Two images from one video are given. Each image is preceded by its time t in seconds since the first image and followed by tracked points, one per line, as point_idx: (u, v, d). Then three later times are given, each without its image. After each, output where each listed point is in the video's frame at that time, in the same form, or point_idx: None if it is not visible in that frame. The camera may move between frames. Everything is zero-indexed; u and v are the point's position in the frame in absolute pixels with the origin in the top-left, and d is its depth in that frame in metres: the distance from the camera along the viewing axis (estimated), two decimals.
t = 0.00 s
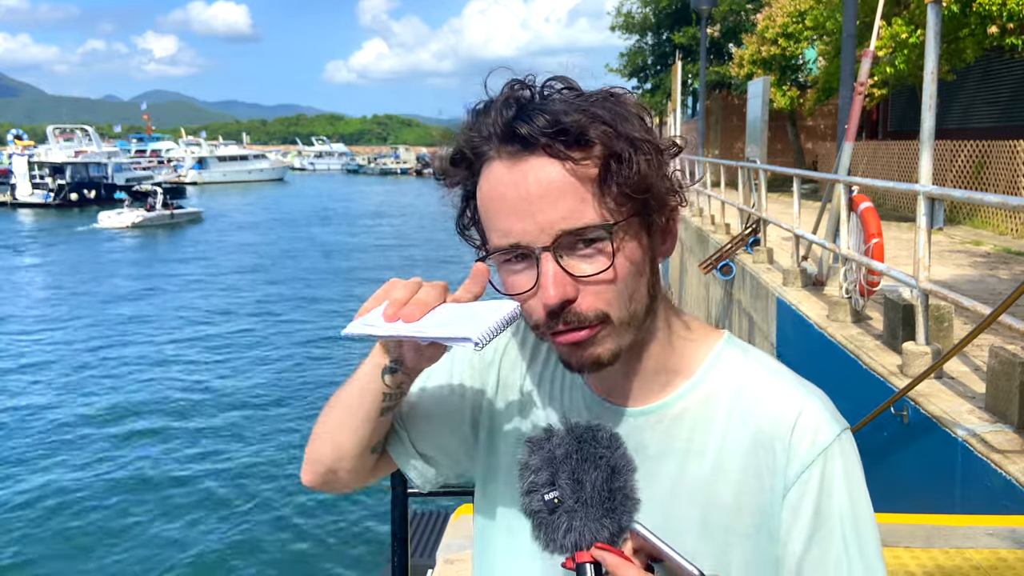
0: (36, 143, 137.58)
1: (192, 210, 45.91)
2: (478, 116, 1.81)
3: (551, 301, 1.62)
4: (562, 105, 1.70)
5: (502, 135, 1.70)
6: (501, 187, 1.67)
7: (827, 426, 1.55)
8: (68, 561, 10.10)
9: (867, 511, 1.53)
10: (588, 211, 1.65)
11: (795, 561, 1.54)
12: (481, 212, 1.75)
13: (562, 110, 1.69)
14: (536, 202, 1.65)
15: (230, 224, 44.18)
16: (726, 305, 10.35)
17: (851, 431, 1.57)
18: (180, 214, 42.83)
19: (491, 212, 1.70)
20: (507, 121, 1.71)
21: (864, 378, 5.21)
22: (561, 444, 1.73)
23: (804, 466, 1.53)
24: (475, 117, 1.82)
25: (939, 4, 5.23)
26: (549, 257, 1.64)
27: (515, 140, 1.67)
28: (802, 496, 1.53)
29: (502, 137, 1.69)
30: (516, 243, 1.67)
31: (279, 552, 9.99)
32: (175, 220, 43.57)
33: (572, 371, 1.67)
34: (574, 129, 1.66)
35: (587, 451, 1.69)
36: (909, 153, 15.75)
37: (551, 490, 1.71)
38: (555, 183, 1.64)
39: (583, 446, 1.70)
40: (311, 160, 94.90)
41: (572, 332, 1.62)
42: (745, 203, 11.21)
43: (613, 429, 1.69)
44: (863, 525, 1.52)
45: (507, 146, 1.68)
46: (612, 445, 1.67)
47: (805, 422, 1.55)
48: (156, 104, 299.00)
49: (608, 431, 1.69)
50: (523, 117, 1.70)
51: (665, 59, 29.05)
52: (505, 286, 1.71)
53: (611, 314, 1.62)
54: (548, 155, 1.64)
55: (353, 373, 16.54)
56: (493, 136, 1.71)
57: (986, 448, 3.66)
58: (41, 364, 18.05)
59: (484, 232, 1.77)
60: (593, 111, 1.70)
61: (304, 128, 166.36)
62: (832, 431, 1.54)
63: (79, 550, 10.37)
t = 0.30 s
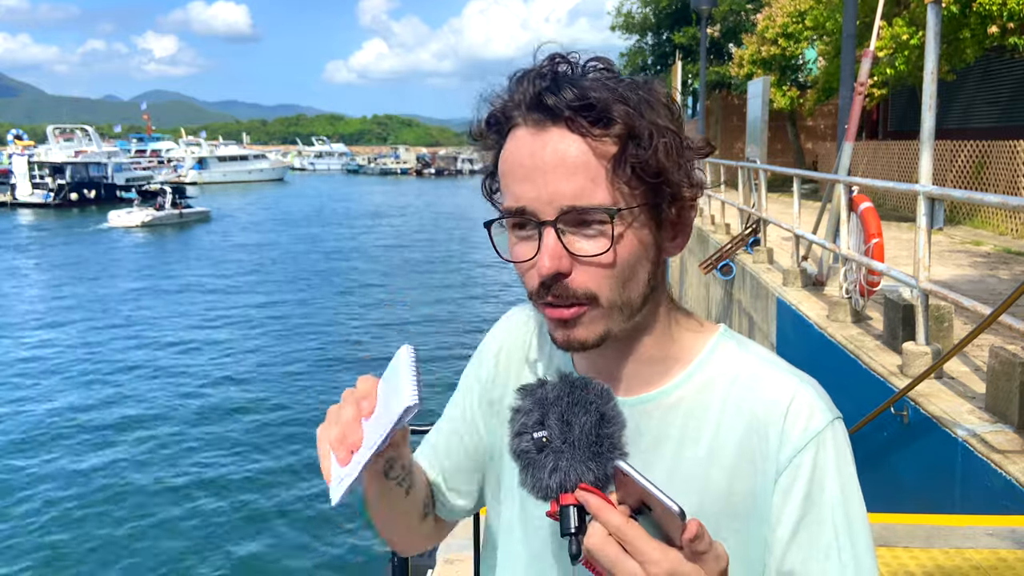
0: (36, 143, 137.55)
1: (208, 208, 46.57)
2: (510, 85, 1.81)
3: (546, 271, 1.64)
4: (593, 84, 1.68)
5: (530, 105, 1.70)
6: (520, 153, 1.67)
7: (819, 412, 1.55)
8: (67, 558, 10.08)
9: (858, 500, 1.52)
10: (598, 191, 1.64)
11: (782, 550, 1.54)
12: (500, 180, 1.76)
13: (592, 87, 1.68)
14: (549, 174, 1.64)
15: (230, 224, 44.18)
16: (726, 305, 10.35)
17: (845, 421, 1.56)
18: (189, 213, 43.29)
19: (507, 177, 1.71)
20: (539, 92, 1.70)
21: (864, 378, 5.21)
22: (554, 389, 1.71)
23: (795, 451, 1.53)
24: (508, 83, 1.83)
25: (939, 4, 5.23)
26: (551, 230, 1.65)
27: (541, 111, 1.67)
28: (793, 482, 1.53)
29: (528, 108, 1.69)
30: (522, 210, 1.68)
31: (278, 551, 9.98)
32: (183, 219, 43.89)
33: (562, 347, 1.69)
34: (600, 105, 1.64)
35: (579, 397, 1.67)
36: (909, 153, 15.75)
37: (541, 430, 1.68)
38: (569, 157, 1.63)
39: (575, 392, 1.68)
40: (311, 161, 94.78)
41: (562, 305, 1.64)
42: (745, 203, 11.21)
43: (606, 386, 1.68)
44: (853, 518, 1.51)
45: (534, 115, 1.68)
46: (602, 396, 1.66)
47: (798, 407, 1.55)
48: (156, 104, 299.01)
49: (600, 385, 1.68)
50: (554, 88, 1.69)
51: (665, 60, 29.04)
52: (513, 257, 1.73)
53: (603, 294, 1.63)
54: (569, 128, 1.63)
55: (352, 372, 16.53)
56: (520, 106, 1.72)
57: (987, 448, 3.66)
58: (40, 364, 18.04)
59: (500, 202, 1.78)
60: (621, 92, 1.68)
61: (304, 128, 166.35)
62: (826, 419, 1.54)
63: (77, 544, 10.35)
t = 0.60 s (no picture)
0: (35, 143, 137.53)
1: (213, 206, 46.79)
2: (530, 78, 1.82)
3: (536, 273, 1.65)
4: (605, 89, 1.66)
5: (541, 104, 1.70)
6: (525, 154, 1.69)
7: (822, 418, 1.55)
8: (67, 558, 10.07)
9: (857, 508, 1.53)
10: (596, 202, 1.63)
11: (777, 554, 1.56)
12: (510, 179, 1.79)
13: (604, 92, 1.66)
14: (550, 175, 1.65)
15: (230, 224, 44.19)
16: (726, 304, 10.36)
17: (848, 429, 1.56)
18: (198, 213, 43.67)
19: (511, 175, 1.74)
20: (551, 92, 1.70)
21: (864, 378, 5.22)
22: (540, 388, 1.65)
23: (796, 456, 1.54)
24: (530, 77, 1.84)
25: (939, 4, 5.24)
26: (547, 233, 1.66)
27: (550, 113, 1.67)
28: (792, 485, 1.54)
29: (540, 107, 1.69)
30: (522, 209, 1.71)
31: (279, 550, 9.97)
32: (192, 219, 44.22)
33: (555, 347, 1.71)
34: (605, 117, 1.63)
35: (564, 397, 1.61)
36: (909, 153, 15.75)
37: (523, 429, 1.63)
38: (570, 162, 1.63)
39: (560, 392, 1.62)
40: (311, 160, 94.80)
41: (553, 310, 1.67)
42: (746, 203, 11.23)
43: (593, 388, 1.63)
44: (850, 525, 1.52)
45: (544, 116, 1.68)
46: (588, 397, 1.61)
47: (801, 413, 1.56)
48: (156, 104, 299.02)
49: (588, 385, 1.64)
50: (564, 92, 1.68)
51: (665, 60, 29.04)
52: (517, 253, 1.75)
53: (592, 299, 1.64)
54: (574, 136, 1.63)
55: (352, 373, 16.53)
56: (533, 104, 1.72)
57: (987, 448, 3.66)
58: (39, 364, 18.04)
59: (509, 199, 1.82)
60: (635, 97, 1.66)
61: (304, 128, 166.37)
62: (829, 426, 1.55)
63: (77, 545, 10.35)
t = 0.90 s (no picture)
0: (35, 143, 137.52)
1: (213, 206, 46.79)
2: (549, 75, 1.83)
3: (569, 272, 1.65)
4: (638, 86, 1.69)
5: (571, 101, 1.70)
6: (553, 151, 1.69)
7: (830, 422, 1.55)
8: (68, 557, 10.05)
9: (862, 512, 1.53)
10: (631, 199, 1.65)
11: (782, 558, 1.56)
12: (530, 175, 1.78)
13: (637, 90, 1.69)
14: (583, 171, 1.65)
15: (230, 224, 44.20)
16: (726, 305, 10.36)
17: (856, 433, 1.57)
18: (206, 212, 44.07)
19: (535, 171, 1.74)
20: (579, 89, 1.71)
21: (864, 378, 5.22)
22: (551, 388, 1.61)
23: (803, 460, 1.54)
24: (548, 74, 1.85)
25: (939, 4, 5.23)
26: (578, 231, 1.66)
27: (583, 110, 1.68)
28: (798, 489, 1.54)
29: (569, 103, 1.70)
30: (550, 203, 1.70)
31: (280, 549, 9.96)
32: (200, 218, 44.64)
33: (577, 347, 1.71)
34: (644, 112, 1.65)
35: (575, 399, 1.58)
36: (909, 153, 15.76)
37: (534, 431, 1.59)
38: (604, 160, 1.64)
39: (571, 393, 1.59)
40: (311, 160, 94.83)
41: (584, 307, 1.66)
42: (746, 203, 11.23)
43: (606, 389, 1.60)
44: (854, 528, 1.52)
45: (574, 112, 1.69)
46: (600, 399, 1.57)
47: (809, 416, 1.56)
48: (156, 104, 299.02)
49: (598, 387, 1.60)
50: (595, 88, 1.69)
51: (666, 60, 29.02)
52: (537, 252, 1.75)
53: (625, 295, 1.65)
54: (609, 133, 1.64)
55: (352, 373, 16.52)
56: (560, 100, 1.72)
57: (987, 448, 3.66)
58: (39, 364, 18.02)
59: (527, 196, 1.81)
60: (664, 98, 1.69)
61: (304, 128, 166.42)
62: (836, 430, 1.55)
63: (77, 544, 10.32)
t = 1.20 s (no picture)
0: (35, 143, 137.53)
1: (213, 206, 46.78)
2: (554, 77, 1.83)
3: (589, 276, 1.65)
4: (648, 87, 1.70)
5: (581, 104, 1.70)
6: (566, 153, 1.69)
7: (839, 421, 1.57)
8: (67, 555, 10.03)
9: (871, 510, 1.53)
10: (647, 202, 1.65)
11: (792, 557, 1.56)
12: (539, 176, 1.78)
13: (648, 90, 1.70)
14: (599, 175, 1.65)
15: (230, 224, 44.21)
16: (726, 305, 10.36)
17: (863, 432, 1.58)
18: (213, 212, 44.44)
19: (546, 173, 1.73)
20: (590, 91, 1.71)
21: (864, 378, 5.22)
22: (571, 392, 1.61)
23: (814, 460, 1.55)
24: (553, 75, 1.85)
25: (939, 4, 5.23)
26: (595, 234, 1.66)
27: (595, 112, 1.67)
28: (808, 488, 1.55)
29: (579, 106, 1.70)
30: (564, 205, 1.70)
31: (280, 547, 9.95)
32: (208, 218, 44.99)
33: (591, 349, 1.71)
34: (658, 114, 1.66)
35: (595, 403, 1.57)
36: (909, 154, 15.76)
37: (553, 435, 1.59)
38: (618, 162, 1.64)
39: (591, 397, 1.58)
40: (311, 160, 94.86)
41: (603, 310, 1.66)
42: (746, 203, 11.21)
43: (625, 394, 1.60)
44: (866, 527, 1.53)
45: (586, 115, 1.69)
46: (620, 403, 1.57)
47: (819, 415, 1.57)
48: (156, 104, 299.02)
49: (616, 390, 1.60)
50: (606, 90, 1.69)
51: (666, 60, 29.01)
52: (548, 255, 1.75)
53: (644, 296, 1.66)
54: (623, 135, 1.64)
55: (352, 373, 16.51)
56: (570, 102, 1.72)
57: (987, 448, 3.66)
58: (39, 364, 18.02)
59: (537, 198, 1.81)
60: (674, 99, 1.70)
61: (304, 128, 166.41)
62: (846, 428, 1.56)
63: (76, 541, 10.30)
